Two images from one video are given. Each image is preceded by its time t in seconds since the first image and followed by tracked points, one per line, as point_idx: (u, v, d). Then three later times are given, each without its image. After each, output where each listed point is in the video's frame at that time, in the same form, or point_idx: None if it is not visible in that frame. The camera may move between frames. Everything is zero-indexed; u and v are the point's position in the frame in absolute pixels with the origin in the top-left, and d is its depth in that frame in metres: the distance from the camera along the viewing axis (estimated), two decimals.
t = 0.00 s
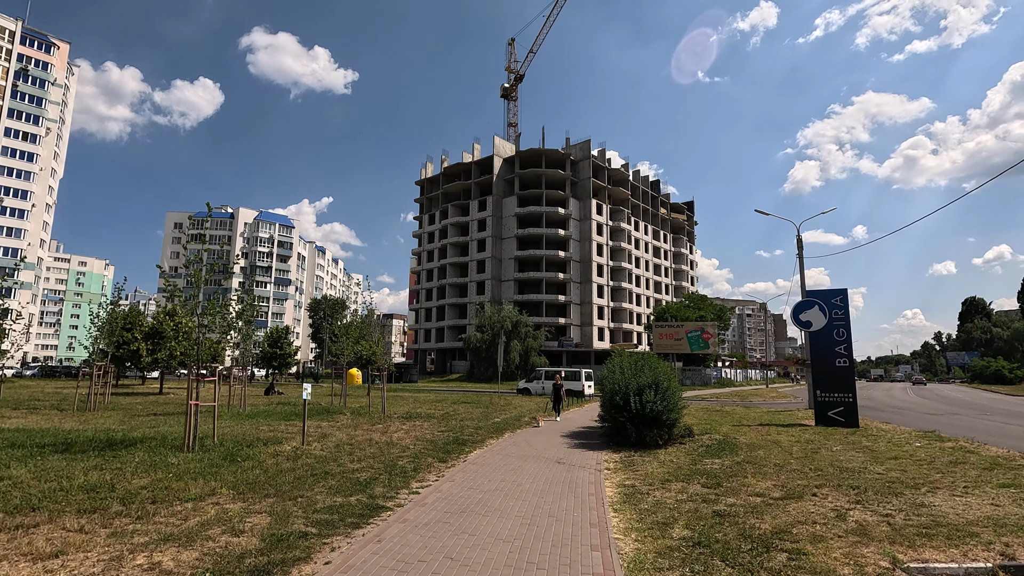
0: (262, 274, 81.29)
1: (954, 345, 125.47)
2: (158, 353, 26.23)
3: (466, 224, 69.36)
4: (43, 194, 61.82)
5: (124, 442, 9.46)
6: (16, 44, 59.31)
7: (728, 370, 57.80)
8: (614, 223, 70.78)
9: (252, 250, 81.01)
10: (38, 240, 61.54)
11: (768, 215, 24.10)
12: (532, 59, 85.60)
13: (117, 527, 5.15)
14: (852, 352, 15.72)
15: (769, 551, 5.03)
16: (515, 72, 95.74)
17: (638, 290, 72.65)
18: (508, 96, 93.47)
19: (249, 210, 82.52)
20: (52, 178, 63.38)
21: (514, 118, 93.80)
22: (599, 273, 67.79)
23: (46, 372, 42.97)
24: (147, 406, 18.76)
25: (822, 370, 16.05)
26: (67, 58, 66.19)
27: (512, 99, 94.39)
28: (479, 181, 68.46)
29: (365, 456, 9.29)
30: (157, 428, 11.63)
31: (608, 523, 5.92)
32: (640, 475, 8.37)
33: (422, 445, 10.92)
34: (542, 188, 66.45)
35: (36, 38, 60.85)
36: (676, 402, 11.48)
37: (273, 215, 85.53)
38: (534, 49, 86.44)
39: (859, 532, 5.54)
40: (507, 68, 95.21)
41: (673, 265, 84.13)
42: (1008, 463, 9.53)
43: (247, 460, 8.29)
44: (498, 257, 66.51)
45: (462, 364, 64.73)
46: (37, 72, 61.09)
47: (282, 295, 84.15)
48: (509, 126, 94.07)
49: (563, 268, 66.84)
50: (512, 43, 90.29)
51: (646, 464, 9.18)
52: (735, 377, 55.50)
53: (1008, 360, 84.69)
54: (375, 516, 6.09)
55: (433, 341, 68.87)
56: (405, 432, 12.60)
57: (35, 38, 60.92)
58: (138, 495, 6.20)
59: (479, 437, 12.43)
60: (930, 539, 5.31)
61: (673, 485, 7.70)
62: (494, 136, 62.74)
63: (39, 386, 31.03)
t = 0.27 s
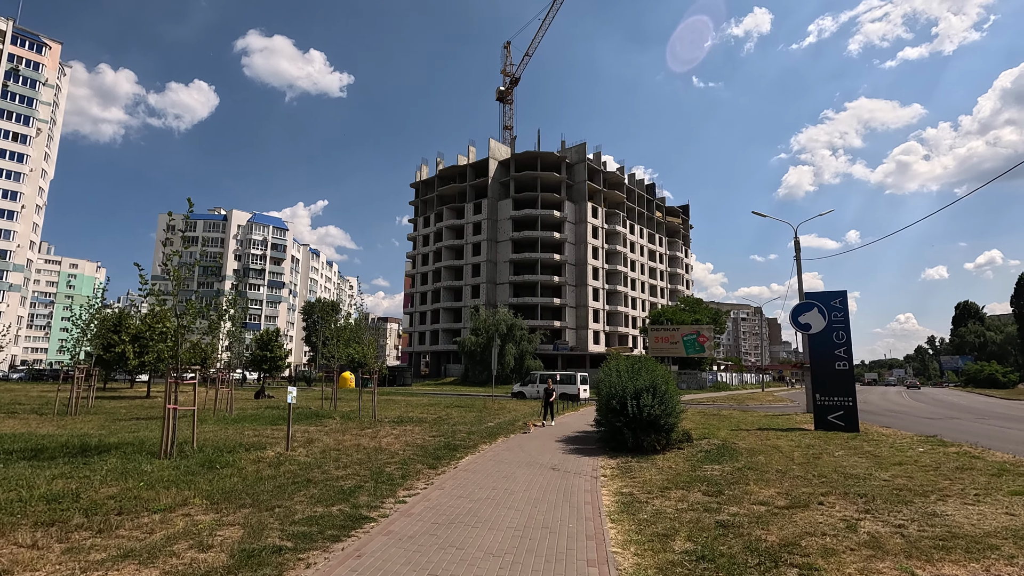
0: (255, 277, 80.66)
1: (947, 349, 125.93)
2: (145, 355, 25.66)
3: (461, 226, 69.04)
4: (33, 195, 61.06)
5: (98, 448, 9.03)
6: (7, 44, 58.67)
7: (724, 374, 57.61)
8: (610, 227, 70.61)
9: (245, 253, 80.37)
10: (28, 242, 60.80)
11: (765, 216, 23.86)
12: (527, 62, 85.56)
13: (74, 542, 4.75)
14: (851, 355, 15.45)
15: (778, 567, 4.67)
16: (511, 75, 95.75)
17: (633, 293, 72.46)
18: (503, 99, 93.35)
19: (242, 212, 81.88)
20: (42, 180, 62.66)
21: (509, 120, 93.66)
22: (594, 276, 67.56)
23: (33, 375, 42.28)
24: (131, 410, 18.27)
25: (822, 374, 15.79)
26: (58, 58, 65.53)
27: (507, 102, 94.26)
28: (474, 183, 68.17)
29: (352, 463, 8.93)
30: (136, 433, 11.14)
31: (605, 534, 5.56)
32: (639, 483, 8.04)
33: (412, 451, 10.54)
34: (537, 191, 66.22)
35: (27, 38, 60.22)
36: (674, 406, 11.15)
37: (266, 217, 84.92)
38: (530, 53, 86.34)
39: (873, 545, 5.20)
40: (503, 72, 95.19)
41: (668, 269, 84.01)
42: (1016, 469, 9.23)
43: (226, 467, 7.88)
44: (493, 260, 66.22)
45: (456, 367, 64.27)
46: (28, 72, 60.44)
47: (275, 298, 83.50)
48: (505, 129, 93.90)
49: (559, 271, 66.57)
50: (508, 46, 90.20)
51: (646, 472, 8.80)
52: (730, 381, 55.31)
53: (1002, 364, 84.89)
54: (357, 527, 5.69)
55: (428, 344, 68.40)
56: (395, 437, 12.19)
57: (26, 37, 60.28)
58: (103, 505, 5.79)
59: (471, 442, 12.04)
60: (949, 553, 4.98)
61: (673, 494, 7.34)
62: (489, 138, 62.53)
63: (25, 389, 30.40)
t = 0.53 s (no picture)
0: (246, 281, 79.87)
1: (938, 354, 126.52)
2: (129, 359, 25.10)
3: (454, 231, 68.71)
4: (21, 197, 60.22)
5: (68, 458, 8.58)
6: None
7: (718, 379, 57.44)
8: (604, 231, 70.47)
9: (236, 257, 79.60)
10: (15, 245, 59.91)
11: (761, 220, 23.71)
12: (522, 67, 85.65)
13: (24, 565, 4.36)
14: (849, 361, 15.17)
15: None
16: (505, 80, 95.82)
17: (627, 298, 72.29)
18: (498, 103, 93.34)
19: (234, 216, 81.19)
20: (31, 182, 61.82)
21: (504, 125, 93.61)
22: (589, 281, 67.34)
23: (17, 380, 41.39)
24: (113, 416, 17.73)
25: (819, 380, 15.52)
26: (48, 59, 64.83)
27: (502, 107, 94.26)
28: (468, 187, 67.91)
29: (337, 473, 8.51)
30: (112, 441, 10.66)
31: (601, 553, 5.21)
32: (636, 495, 7.69)
33: (400, 460, 10.15)
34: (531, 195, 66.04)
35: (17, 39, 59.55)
36: (671, 414, 10.81)
37: (259, 221, 84.22)
38: (524, 58, 86.53)
39: (887, 564, 4.87)
40: (498, 76, 95.25)
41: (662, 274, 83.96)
42: None
43: (201, 479, 7.46)
44: (487, 264, 65.88)
45: (449, 373, 63.74)
46: (17, 73, 59.73)
47: (267, 302, 82.70)
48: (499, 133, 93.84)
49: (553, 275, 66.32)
50: (503, 51, 90.25)
51: (643, 483, 8.45)
52: (725, 387, 55.14)
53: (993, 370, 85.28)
54: (337, 546, 5.30)
55: (421, 349, 67.85)
56: (383, 445, 11.78)
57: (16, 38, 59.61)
58: (64, 522, 5.39)
59: (463, 451, 11.66)
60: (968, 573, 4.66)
61: (672, 506, 7.00)
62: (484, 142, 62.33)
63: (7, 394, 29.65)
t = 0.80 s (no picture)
0: (241, 281, 79.30)
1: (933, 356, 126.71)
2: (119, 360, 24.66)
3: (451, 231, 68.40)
4: (13, 196, 59.54)
5: (45, 461, 8.22)
6: None
7: (715, 381, 57.26)
8: (601, 232, 70.25)
9: (231, 257, 79.03)
10: (6, 245, 59.26)
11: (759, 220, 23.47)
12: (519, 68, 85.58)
13: None
14: (851, 361, 14.88)
15: None
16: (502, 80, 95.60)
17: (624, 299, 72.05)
18: (494, 104, 93.13)
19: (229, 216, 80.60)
20: (22, 181, 61.15)
21: (500, 126, 93.37)
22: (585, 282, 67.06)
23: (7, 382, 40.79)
24: (100, 418, 17.29)
25: (820, 381, 15.26)
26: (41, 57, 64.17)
27: (498, 107, 94.06)
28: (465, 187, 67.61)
29: (326, 477, 8.17)
30: (93, 444, 10.31)
31: (603, 561, 4.91)
32: (637, 499, 7.38)
33: (392, 462, 9.81)
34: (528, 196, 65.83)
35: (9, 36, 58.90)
36: (672, 415, 10.52)
37: (253, 221, 83.62)
38: (521, 58, 86.37)
39: (906, 572, 4.60)
40: (494, 77, 95.02)
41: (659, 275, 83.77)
42: None
43: (182, 483, 7.11)
44: (483, 265, 65.59)
45: (445, 374, 63.39)
46: (9, 71, 59.07)
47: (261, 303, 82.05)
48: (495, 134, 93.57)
49: (549, 276, 66.04)
50: (499, 51, 90.06)
51: (643, 486, 8.15)
52: (722, 388, 54.94)
53: (988, 371, 85.36)
54: (321, 554, 4.99)
55: (417, 350, 67.43)
56: (375, 448, 11.42)
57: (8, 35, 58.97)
58: (30, 529, 5.07)
59: (457, 452, 11.32)
60: None
61: (676, 511, 6.72)
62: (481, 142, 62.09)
63: None
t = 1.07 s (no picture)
0: (238, 281, 78.84)
1: (932, 356, 126.55)
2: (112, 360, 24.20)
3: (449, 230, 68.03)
4: (8, 195, 58.99)
5: (23, 467, 7.84)
6: None
7: (715, 381, 56.96)
8: (600, 231, 69.91)
9: (228, 256, 78.55)
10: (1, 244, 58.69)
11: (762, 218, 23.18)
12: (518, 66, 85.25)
13: None
14: (858, 361, 14.63)
15: None
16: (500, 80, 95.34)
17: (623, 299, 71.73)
18: (493, 103, 92.75)
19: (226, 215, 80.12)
20: (18, 180, 60.63)
21: (499, 125, 93.00)
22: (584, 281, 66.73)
23: None
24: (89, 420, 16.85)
25: (826, 382, 14.97)
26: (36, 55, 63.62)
27: (497, 107, 93.71)
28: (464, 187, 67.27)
29: (318, 483, 7.80)
30: (77, 448, 9.93)
31: None
32: (643, 508, 7.04)
33: (387, 467, 9.46)
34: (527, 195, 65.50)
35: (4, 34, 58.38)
36: (676, 418, 10.16)
37: (251, 220, 83.12)
38: (520, 57, 86.05)
39: None
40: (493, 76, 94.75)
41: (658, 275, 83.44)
42: None
43: (164, 492, 6.74)
44: (482, 264, 65.23)
45: (444, 374, 62.99)
46: (4, 69, 58.52)
47: (259, 303, 81.58)
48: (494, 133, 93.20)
49: (548, 276, 65.70)
50: (498, 50, 89.74)
51: (648, 493, 7.81)
52: (722, 389, 54.63)
53: (988, 371, 85.12)
54: (308, 571, 4.64)
55: (415, 350, 67.03)
56: (370, 452, 11.06)
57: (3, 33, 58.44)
58: None
59: (454, 457, 10.95)
60: None
61: (685, 521, 6.38)
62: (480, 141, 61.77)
63: None
